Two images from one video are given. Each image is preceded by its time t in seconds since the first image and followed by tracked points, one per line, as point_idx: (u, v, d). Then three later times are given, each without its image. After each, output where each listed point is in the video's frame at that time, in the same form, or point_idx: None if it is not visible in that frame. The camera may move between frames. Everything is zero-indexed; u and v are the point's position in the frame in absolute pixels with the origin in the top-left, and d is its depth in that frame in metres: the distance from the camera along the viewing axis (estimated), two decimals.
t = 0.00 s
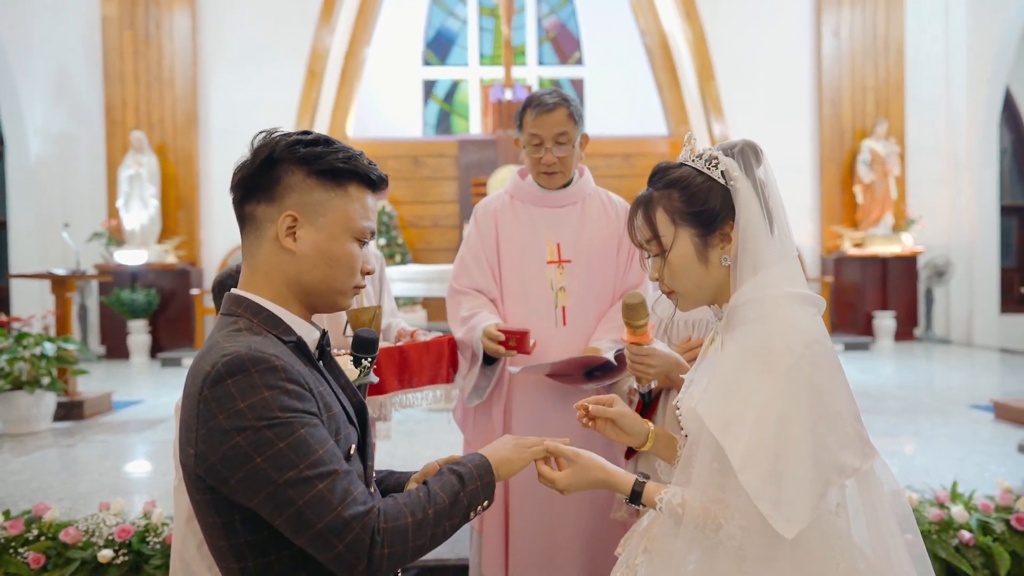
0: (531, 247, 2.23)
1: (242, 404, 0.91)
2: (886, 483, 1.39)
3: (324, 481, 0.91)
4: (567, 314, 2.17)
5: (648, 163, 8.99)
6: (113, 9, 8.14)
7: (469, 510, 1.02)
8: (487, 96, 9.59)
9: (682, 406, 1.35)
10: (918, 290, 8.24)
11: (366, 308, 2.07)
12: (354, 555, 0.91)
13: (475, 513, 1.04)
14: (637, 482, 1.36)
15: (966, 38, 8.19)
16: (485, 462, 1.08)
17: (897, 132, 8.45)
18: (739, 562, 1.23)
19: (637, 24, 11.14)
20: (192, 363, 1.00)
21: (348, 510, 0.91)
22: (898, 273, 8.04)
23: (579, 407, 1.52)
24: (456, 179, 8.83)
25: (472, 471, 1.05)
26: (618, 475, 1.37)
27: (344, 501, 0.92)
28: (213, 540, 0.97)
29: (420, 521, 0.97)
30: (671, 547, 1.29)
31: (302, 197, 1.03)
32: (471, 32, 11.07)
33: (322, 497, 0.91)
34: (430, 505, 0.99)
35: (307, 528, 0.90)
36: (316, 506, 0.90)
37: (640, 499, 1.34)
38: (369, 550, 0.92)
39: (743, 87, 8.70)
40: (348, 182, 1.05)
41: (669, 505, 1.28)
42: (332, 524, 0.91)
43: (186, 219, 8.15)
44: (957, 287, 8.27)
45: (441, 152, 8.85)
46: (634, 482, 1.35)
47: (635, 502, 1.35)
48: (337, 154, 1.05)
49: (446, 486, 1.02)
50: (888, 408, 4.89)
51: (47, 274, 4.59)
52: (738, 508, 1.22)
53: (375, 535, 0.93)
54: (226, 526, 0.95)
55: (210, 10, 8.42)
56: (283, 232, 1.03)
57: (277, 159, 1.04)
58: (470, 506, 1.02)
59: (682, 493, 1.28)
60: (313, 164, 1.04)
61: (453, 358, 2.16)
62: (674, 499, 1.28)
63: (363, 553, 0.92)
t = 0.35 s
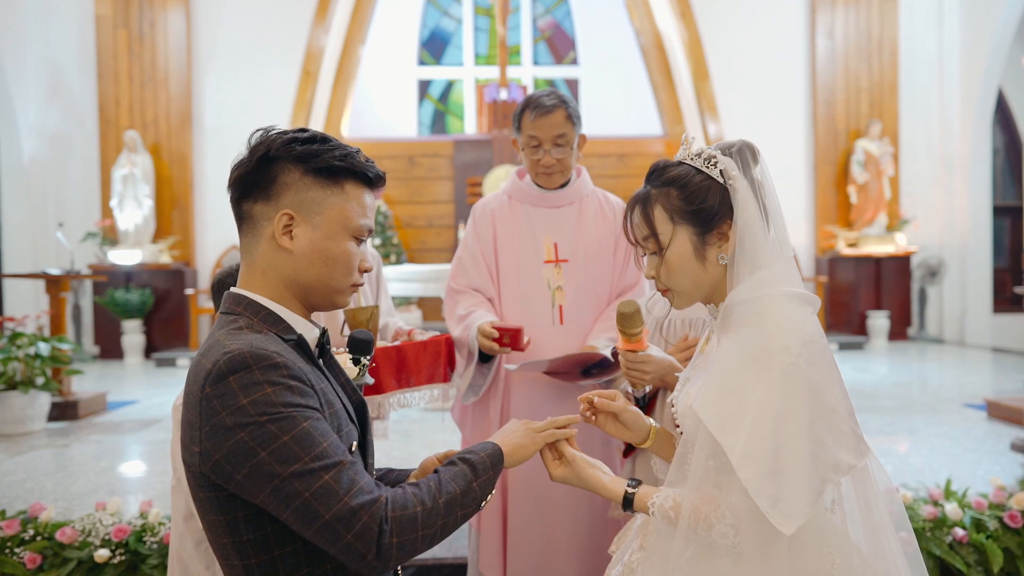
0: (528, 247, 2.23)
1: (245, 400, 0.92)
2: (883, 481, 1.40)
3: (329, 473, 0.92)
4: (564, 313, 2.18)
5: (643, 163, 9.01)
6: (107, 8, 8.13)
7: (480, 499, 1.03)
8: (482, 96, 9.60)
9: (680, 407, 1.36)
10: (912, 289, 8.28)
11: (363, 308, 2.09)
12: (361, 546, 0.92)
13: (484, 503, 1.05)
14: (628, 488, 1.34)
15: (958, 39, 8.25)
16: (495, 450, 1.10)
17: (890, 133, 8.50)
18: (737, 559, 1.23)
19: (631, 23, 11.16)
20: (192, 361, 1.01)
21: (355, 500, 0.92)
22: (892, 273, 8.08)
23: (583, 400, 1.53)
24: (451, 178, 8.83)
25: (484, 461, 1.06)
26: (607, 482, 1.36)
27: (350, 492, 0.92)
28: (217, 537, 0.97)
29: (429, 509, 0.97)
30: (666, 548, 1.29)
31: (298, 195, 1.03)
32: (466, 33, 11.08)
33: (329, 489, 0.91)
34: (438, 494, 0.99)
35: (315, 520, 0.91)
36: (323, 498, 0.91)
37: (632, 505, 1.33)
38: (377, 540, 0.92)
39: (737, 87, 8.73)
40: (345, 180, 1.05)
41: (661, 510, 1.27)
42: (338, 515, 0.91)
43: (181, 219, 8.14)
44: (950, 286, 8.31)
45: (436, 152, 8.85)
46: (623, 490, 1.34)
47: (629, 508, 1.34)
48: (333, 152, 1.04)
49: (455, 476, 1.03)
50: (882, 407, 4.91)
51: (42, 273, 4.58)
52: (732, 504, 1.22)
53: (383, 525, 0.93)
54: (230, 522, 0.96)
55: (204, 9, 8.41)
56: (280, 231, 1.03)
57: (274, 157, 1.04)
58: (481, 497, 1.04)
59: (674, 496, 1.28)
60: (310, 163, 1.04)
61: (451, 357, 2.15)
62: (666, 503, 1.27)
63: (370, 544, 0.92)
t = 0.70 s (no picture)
0: (526, 247, 2.23)
1: (249, 399, 0.92)
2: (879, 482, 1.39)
3: (333, 470, 0.92)
4: (562, 313, 2.18)
5: (640, 163, 9.01)
6: (103, 7, 8.11)
7: (485, 494, 1.04)
8: (478, 96, 9.60)
9: (676, 407, 1.36)
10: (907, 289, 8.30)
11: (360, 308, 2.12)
12: (366, 543, 0.92)
13: (488, 498, 1.05)
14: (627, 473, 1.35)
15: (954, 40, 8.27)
16: (496, 449, 1.10)
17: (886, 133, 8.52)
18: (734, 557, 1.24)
19: (627, 23, 11.17)
20: (194, 361, 1.01)
21: (359, 497, 0.92)
22: (887, 273, 8.10)
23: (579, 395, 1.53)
24: (448, 178, 8.83)
25: (487, 457, 1.07)
26: (607, 466, 1.37)
27: (354, 489, 0.92)
28: (219, 536, 0.98)
29: (433, 506, 0.98)
30: (663, 544, 1.30)
31: (296, 194, 1.03)
32: (462, 32, 11.06)
33: (333, 486, 0.91)
34: (442, 489, 1.00)
35: (319, 517, 0.91)
36: (327, 495, 0.91)
37: (629, 491, 1.34)
38: (382, 536, 0.93)
39: (733, 87, 8.74)
40: (342, 179, 1.05)
41: (659, 497, 1.30)
42: (343, 512, 0.91)
43: (177, 218, 8.12)
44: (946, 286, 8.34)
45: (432, 152, 8.84)
46: (622, 475, 1.35)
47: (625, 495, 1.34)
48: (331, 150, 1.05)
49: (459, 472, 1.03)
50: (878, 406, 4.92)
51: (38, 273, 4.56)
52: (725, 499, 1.24)
53: (388, 521, 0.93)
54: (233, 521, 0.96)
55: (200, 8, 8.39)
56: (278, 230, 1.03)
57: (271, 156, 1.04)
58: (486, 493, 1.04)
59: (670, 485, 1.31)
60: (307, 162, 1.04)
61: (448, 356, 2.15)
62: (663, 491, 1.30)
63: (375, 540, 0.92)
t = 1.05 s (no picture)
0: (525, 246, 2.23)
1: (249, 399, 0.92)
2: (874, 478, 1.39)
3: (334, 469, 0.92)
4: (560, 312, 2.18)
5: (637, 163, 9.02)
6: (100, 7, 8.09)
7: (485, 494, 1.04)
8: (476, 96, 9.61)
9: (670, 406, 1.37)
10: (904, 289, 8.32)
11: (358, 307, 2.14)
12: (366, 542, 0.92)
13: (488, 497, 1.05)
14: (636, 468, 1.36)
15: (951, 40, 8.29)
16: (497, 446, 1.10)
17: (883, 133, 8.53)
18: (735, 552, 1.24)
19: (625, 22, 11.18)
20: (195, 360, 1.01)
21: (360, 496, 0.92)
22: (884, 273, 8.13)
23: (575, 402, 1.52)
24: (445, 178, 8.83)
25: (487, 457, 1.06)
26: (615, 460, 1.37)
27: (355, 488, 0.92)
28: (219, 535, 0.98)
29: (434, 505, 0.98)
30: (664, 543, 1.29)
31: (298, 194, 1.03)
32: (459, 32, 11.06)
33: (334, 485, 0.92)
34: (443, 489, 1.00)
35: (321, 515, 0.91)
36: (328, 494, 0.91)
37: (638, 484, 1.34)
38: (382, 535, 0.93)
39: (729, 86, 8.74)
40: (344, 179, 1.05)
41: (667, 490, 1.28)
42: (344, 510, 0.92)
43: (174, 219, 8.11)
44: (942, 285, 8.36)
45: (430, 152, 8.85)
46: (630, 469, 1.36)
47: (633, 488, 1.35)
48: (333, 151, 1.05)
49: (459, 472, 1.03)
50: (875, 406, 4.93)
51: (35, 273, 4.55)
52: (731, 489, 1.24)
53: (388, 520, 0.94)
54: (233, 521, 0.97)
55: (197, 7, 8.38)
56: (279, 230, 1.04)
57: (274, 156, 1.04)
58: (486, 492, 1.04)
59: (679, 478, 1.28)
60: (310, 162, 1.04)
61: (445, 355, 2.16)
62: (671, 484, 1.28)
63: (376, 539, 0.92)
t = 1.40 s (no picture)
0: (525, 247, 2.24)
1: (257, 398, 0.93)
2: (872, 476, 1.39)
3: (342, 467, 0.93)
4: (560, 312, 2.19)
5: (636, 164, 9.04)
6: (99, 7, 8.08)
7: (491, 491, 1.04)
8: (475, 97, 9.61)
9: (669, 407, 1.37)
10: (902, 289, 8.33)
11: (358, 308, 2.17)
12: (374, 539, 0.93)
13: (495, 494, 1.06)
14: (641, 465, 1.37)
15: (950, 40, 8.30)
16: (502, 443, 1.10)
17: (882, 133, 8.54)
18: (738, 549, 1.24)
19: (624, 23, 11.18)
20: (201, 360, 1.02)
21: (368, 493, 0.93)
22: (883, 273, 8.14)
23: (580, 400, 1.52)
24: (444, 179, 8.84)
25: (493, 455, 1.07)
26: (618, 458, 1.37)
27: (362, 486, 0.93)
28: (226, 535, 0.99)
29: (441, 502, 0.98)
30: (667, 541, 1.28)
31: (304, 197, 1.04)
32: (458, 32, 11.06)
33: (341, 483, 0.92)
34: (449, 486, 1.00)
35: (328, 513, 0.92)
36: (336, 492, 0.92)
37: (643, 481, 1.35)
38: (390, 533, 0.94)
39: (728, 86, 8.75)
40: (350, 183, 1.06)
41: (670, 488, 1.27)
42: (352, 508, 0.92)
43: (173, 219, 8.12)
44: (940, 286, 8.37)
45: (429, 152, 8.85)
46: (634, 467, 1.36)
47: (639, 484, 1.36)
48: (340, 155, 1.05)
49: (465, 469, 1.03)
50: (874, 406, 4.94)
51: (34, 273, 4.55)
52: (733, 485, 1.25)
53: (395, 517, 0.94)
54: (240, 521, 0.98)
55: (196, 7, 8.38)
56: (285, 232, 1.04)
57: (281, 158, 1.05)
58: (493, 489, 1.04)
59: (682, 473, 1.28)
60: (316, 165, 1.04)
61: (445, 356, 2.17)
62: (676, 480, 1.27)
63: (383, 536, 0.93)
